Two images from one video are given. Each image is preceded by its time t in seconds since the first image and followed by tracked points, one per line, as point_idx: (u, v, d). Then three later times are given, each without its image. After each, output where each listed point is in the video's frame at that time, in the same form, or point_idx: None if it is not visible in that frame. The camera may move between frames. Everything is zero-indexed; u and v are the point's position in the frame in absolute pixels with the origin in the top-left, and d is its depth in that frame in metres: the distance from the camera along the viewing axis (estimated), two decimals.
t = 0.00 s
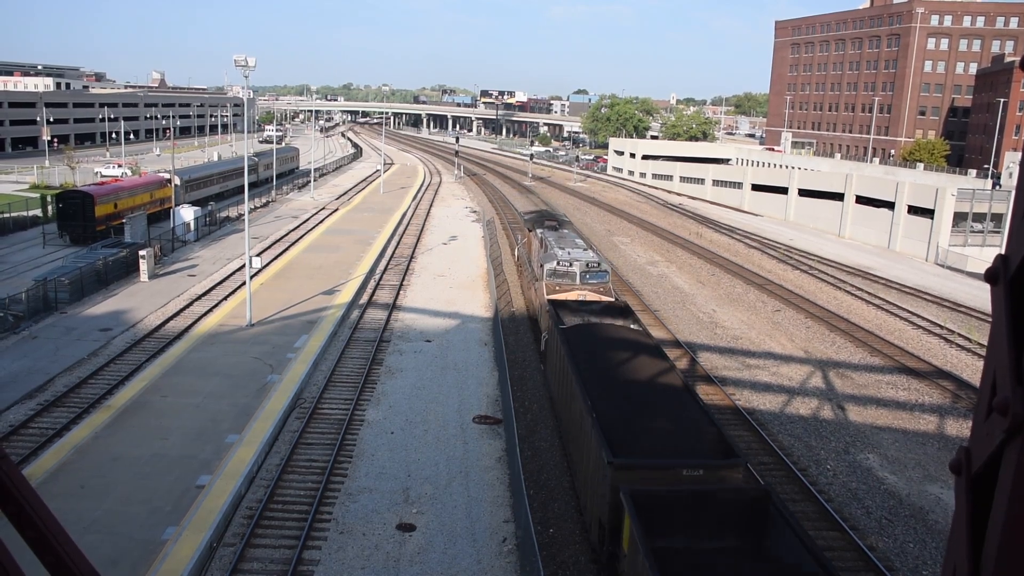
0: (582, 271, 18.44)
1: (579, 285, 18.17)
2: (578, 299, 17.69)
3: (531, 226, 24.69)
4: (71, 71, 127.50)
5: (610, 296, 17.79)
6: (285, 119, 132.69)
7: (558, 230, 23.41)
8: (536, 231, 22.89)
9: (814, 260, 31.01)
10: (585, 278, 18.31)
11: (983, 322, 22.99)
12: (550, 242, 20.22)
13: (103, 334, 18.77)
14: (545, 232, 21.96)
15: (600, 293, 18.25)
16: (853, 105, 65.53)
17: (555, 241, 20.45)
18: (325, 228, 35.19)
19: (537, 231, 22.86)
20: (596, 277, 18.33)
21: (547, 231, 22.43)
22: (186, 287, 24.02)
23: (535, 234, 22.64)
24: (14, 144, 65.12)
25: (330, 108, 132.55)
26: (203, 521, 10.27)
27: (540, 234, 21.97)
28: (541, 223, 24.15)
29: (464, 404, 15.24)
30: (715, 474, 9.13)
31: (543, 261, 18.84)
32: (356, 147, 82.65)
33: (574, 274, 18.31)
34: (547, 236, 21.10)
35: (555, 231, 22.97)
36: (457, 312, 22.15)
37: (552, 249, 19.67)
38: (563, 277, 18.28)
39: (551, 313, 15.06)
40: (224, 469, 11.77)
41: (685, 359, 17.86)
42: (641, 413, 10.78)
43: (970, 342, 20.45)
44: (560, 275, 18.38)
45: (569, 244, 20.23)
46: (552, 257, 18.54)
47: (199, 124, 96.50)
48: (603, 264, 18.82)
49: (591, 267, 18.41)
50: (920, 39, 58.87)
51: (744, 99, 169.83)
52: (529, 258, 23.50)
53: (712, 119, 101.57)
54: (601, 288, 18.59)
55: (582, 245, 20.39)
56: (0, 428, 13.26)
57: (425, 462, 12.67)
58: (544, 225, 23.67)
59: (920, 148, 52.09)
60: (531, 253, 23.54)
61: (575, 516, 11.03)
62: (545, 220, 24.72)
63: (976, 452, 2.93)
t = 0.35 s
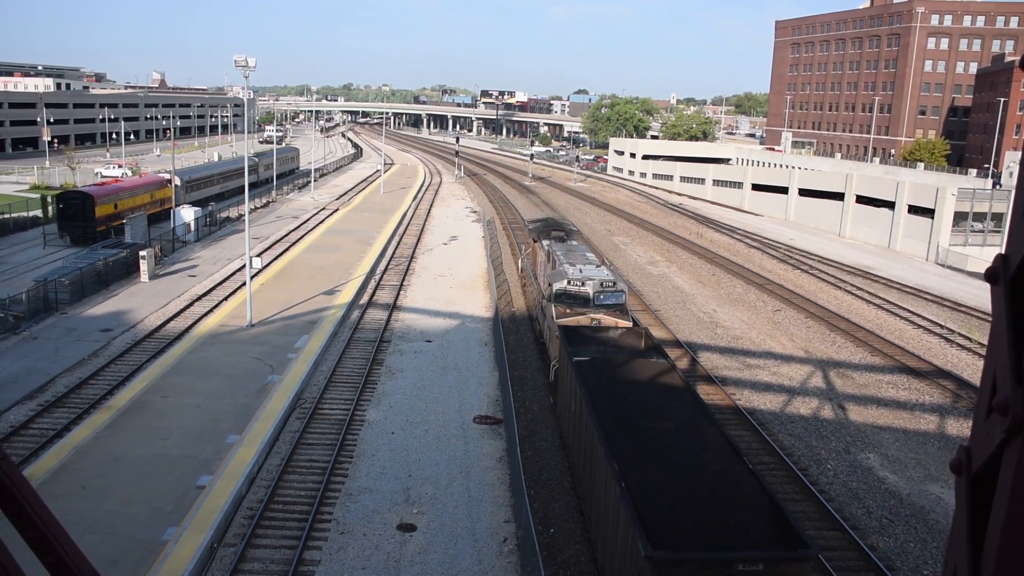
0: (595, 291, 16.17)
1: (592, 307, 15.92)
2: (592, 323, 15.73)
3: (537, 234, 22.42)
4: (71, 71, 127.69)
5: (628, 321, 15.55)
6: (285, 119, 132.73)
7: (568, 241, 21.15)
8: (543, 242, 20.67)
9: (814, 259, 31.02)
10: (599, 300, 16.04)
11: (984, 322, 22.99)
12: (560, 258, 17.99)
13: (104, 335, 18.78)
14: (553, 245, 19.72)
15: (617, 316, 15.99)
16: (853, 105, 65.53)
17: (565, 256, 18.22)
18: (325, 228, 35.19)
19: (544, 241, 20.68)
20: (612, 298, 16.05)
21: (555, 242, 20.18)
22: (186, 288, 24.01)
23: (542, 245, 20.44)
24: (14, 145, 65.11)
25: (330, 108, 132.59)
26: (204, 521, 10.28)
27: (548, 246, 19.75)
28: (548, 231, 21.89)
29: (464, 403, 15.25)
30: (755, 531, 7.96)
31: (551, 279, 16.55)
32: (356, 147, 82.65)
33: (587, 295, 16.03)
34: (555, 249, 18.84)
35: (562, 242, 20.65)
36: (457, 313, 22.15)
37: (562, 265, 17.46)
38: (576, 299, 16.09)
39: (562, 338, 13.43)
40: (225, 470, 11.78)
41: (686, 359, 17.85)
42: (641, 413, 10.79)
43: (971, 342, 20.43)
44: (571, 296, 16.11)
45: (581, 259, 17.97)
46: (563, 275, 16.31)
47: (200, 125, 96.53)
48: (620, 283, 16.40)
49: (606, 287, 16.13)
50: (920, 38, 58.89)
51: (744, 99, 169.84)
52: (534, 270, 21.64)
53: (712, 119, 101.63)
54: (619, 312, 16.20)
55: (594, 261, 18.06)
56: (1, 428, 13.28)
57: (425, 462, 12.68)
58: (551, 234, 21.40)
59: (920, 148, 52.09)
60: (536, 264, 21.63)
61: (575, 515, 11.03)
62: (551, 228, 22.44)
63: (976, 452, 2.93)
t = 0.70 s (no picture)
0: (613, 316, 14.05)
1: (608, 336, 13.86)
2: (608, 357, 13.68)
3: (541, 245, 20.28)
4: (71, 71, 127.75)
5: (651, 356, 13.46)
6: (285, 119, 132.71)
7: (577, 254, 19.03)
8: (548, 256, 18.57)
9: (814, 260, 31.04)
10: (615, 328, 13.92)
11: (983, 323, 23.01)
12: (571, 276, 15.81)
13: (103, 334, 18.78)
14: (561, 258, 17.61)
15: (636, 348, 13.85)
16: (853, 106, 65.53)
17: (575, 273, 16.02)
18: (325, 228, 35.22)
19: (549, 254, 18.62)
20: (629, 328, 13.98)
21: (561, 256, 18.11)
22: (186, 287, 23.99)
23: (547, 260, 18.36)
24: (13, 144, 65.09)
25: (330, 108, 132.53)
26: (204, 520, 10.29)
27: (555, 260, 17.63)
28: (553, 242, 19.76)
29: (464, 403, 15.24)
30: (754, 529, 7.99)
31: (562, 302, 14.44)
32: (356, 147, 82.56)
33: (602, 322, 13.92)
34: (564, 265, 16.65)
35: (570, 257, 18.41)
36: (457, 313, 22.15)
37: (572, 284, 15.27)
38: (592, 327, 13.94)
39: (577, 373, 11.88)
40: (225, 469, 11.78)
41: (685, 359, 17.88)
42: (641, 414, 10.77)
43: (971, 343, 20.44)
44: (585, 322, 13.98)
45: (593, 277, 15.76)
46: (577, 299, 14.10)
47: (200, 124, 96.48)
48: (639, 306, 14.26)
49: (624, 312, 14.02)
50: (920, 39, 58.91)
51: (744, 99, 169.86)
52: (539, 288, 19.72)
53: (712, 120, 101.63)
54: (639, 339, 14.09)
55: (608, 279, 15.84)
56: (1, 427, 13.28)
57: (425, 463, 12.67)
58: (557, 247, 19.20)
59: (920, 149, 52.08)
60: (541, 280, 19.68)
61: (575, 516, 11.04)
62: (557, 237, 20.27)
63: (975, 452, 2.94)
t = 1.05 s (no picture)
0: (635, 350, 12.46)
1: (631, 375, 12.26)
2: (629, 400, 12.10)
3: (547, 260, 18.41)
4: (71, 70, 127.81)
5: (679, 398, 11.98)
6: (285, 119, 132.66)
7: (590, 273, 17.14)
8: (557, 275, 16.66)
9: (814, 260, 31.05)
10: (638, 364, 12.37)
11: (982, 323, 23.02)
12: (585, 303, 14.03)
13: (103, 334, 18.78)
14: (574, 279, 15.70)
15: (661, 388, 12.32)
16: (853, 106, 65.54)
17: (589, 298, 14.25)
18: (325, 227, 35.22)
19: (558, 273, 16.72)
20: (654, 363, 12.41)
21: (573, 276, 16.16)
22: (185, 287, 23.98)
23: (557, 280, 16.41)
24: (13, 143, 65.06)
25: (330, 107, 132.49)
26: (204, 520, 10.29)
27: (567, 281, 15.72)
28: (562, 258, 17.86)
29: (464, 403, 15.24)
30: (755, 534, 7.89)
31: (578, 334, 12.81)
32: (355, 146, 82.64)
33: (622, 357, 12.34)
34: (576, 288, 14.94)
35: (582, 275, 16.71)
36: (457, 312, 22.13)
37: (587, 312, 13.61)
38: (611, 364, 12.35)
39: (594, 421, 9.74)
40: (225, 468, 11.78)
41: (685, 359, 17.90)
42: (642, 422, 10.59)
43: (970, 343, 20.45)
44: (603, 356, 12.43)
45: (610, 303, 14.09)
46: (594, 333, 12.50)
47: (199, 124, 96.45)
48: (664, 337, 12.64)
49: (647, 347, 12.45)
50: (920, 40, 58.92)
51: (744, 100, 169.92)
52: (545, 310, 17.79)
53: (713, 120, 101.62)
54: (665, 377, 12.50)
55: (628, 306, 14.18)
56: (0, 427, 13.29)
57: (424, 463, 12.67)
58: (565, 263, 17.35)
59: (920, 150, 52.09)
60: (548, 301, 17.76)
61: (575, 516, 11.04)
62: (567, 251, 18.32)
63: (974, 452, 2.94)
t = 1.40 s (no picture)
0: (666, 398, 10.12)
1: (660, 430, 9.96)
2: (659, 458, 9.84)
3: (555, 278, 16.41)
4: (70, 69, 127.71)
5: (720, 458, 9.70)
6: (284, 118, 132.58)
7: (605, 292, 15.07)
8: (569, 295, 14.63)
9: (813, 260, 31.05)
10: (668, 412, 10.08)
11: (981, 323, 23.05)
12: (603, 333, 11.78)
13: (102, 333, 18.78)
14: (588, 301, 13.53)
15: (696, 442, 10.01)
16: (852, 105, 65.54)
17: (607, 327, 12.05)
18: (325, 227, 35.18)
19: (570, 293, 14.74)
20: (687, 411, 10.12)
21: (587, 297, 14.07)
22: (184, 286, 23.95)
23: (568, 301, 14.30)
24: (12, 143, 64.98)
25: (329, 107, 132.34)
26: (203, 518, 10.29)
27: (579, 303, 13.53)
28: (573, 275, 15.91)
29: (463, 403, 15.22)
30: None
31: (596, 373, 10.57)
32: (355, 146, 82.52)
33: (649, 405, 10.09)
34: (589, 313, 12.71)
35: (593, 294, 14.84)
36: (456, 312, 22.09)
37: (604, 345, 11.36)
38: (636, 410, 10.11)
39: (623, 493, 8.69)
40: (224, 468, 11.78)
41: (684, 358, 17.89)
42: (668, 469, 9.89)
43: (969, 343, 20.46)
44: (626, 402, 10.17)
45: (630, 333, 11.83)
46: (615, 373, 10.22)
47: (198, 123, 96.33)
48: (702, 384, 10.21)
49: (679, 390, 10.15)
50: (920, 39, 58.93)
51: (743, 100, 170.16)
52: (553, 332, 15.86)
53: (712, 120, 101.62)
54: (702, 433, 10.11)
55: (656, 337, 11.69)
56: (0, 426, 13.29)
57: (424, 462, 12.66)
58: (575, 280, 15.56)
59: (919, 149, 52.11)
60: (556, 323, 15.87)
61: (575, 516, 11.03)
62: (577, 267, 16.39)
63: (974, 452, 2.94)
